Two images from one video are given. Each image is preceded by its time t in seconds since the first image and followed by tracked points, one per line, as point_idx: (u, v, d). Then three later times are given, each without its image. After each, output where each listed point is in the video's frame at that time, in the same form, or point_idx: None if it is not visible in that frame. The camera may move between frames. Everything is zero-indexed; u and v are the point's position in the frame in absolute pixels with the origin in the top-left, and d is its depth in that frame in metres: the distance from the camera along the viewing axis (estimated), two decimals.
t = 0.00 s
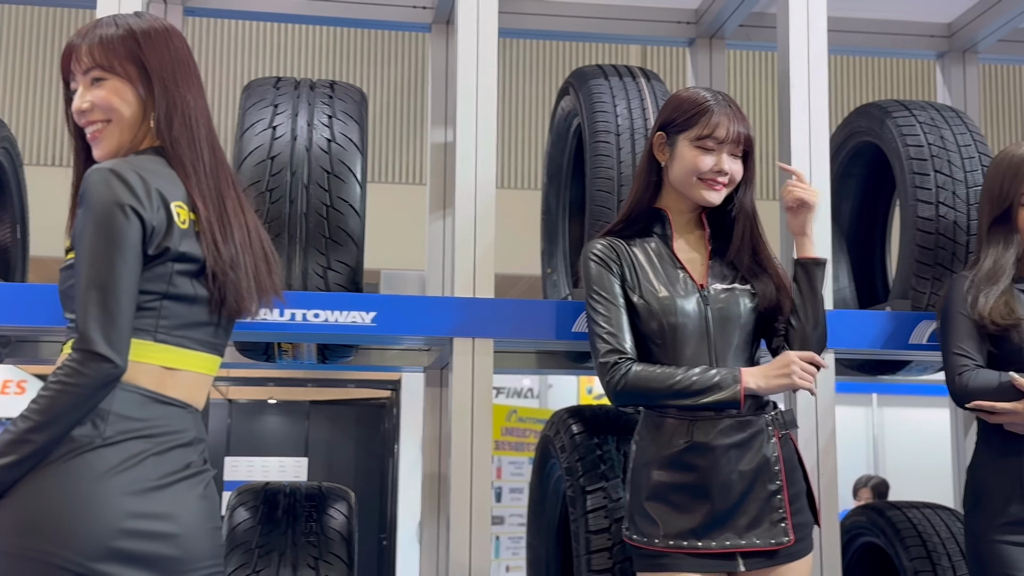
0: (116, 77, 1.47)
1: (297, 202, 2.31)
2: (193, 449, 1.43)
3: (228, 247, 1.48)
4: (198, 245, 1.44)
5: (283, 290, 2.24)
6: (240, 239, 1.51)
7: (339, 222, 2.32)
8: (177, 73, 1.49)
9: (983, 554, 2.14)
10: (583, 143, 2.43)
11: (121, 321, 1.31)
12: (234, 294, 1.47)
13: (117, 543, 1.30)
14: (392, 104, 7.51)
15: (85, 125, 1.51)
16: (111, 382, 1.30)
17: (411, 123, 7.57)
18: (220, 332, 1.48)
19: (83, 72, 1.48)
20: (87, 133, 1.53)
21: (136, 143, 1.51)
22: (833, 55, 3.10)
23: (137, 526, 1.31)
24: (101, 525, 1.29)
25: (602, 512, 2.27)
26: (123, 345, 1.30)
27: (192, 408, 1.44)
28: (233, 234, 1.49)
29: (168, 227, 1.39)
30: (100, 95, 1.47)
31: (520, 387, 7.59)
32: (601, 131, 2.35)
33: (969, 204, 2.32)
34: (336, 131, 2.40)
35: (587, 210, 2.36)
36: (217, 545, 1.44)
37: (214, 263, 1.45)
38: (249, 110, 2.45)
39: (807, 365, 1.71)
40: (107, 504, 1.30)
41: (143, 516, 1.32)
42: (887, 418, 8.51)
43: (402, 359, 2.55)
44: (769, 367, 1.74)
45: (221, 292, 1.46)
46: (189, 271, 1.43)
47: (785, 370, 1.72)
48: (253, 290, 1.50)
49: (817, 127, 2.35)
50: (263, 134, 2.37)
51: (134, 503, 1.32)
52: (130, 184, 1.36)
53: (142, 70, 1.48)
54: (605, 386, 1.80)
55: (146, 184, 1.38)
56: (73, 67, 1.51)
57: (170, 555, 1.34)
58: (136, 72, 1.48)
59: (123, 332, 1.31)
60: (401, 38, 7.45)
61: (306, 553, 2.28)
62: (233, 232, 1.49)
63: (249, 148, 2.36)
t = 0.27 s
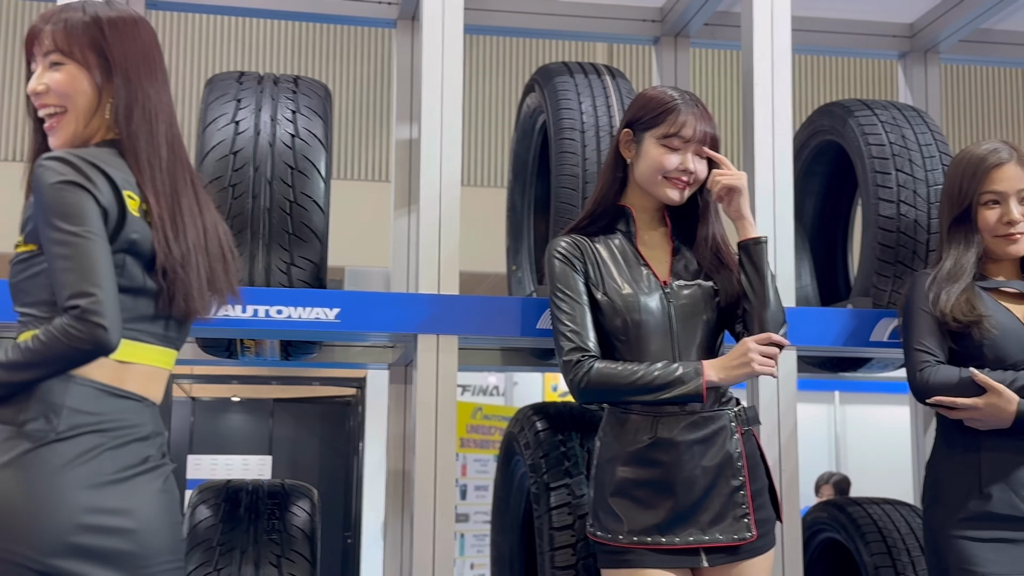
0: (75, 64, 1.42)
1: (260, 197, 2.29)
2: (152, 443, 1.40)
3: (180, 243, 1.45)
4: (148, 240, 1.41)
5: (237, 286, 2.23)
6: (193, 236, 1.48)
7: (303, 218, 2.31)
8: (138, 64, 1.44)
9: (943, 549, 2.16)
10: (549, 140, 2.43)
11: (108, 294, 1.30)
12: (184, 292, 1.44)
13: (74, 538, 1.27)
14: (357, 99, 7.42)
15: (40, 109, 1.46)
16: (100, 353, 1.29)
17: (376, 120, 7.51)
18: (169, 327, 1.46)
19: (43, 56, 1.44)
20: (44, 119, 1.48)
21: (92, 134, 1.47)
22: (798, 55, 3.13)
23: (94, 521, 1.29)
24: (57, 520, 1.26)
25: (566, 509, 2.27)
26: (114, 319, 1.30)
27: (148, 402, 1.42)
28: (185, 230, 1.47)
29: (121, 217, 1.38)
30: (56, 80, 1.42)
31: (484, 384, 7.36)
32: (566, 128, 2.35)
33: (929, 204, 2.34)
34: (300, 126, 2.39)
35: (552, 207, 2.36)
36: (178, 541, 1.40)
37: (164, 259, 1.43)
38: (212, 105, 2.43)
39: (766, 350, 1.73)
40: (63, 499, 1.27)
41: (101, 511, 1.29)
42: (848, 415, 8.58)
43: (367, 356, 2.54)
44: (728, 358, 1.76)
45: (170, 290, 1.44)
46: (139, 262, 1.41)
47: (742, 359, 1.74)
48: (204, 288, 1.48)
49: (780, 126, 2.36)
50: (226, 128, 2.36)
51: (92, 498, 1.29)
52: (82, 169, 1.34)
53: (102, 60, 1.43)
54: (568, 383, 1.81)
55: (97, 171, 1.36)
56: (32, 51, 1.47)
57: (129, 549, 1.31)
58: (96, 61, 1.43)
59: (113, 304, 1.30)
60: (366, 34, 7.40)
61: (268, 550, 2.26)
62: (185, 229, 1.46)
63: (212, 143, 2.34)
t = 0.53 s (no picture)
0: (31, 58, 1.39)
1: (223, 191, 2.27)
2: (99, 437, 1.38)
3: (138, 237, 1.43)
4: (107, 234, 1.40)
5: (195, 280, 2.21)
6: (151, 227, 1.46)
7: (266, 212, 2.29)
8: (95, 57, 1.42)
9: (906, 544, 2.17)
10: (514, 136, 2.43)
11: (70, 289, 1.29)
12: (143, 285, 1.43)
13: (19, 534, 1.25)
14: (322, 95, 7.36)
15: None
16: (62, 348, 1.29)
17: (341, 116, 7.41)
18: (125, 321, 1.45)
19: None
20: None
21: (49, 127, 1.44)
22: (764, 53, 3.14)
23: (39, 516, 1.27)
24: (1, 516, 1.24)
25: (530, 504, 2.27)
26: (77, 314, 1.29)
27: (97, 397, 1.39)
28: (144, 223, 1.45)
29: (77, 209, 1.35)
30: (12, 76, 1.39)
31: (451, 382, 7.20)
32: (531, 123, 2.35)
33: (891, 200, 2.36)
34: (263, 120, 2.37)
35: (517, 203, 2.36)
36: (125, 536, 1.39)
37: (122, 253, 1.41)
38: (173, 98, 2.41)
39: (729, 345, 1.73)
40: (7, 494, 1.25)
41: (46, 507, 1.28)
42: (812, 411, 8.28)
43: (331, 352, 2.52)
44: (692, 354, 1.76)
45: (129, 283, 1.43)
46: (95, 257, 1.39)
47: (706, 353, 1.74)
48: (162, 280, 1.47)
49: (744, 123, 2.37)
50: (188, 121, 2.33)
51: (37, 494, 1.27)
52: (40, 161, 1.31)
53: (58, 52, 1.40)
54: (535, 378, 1.81)
55: (53, 162, 1.33)
56: None
57: (74, 545, 1.30)
58: (52, 54, 1.40)
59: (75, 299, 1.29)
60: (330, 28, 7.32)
61: (231, 547, 2.25)
62: (144, 221, 1.44)
63: (174, 136, 2.32)
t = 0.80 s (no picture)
0: None
1: (185, 184, 2.25)
2: (50, 433, 1.36)
3: (92, 229, 1.41)
4: (59, 226, 1.37)
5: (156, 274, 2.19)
6: (105, 219, 1.44)
7: (229, 205, 2.27)
8: (47, 46, 1.39)
9: (868, 537, 2.18)
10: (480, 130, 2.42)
11: (17, 283, 1.26)
12: (97, 278, 1.41)
13: None
14: (286, 90, 7.32)
15: None
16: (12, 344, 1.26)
17: (307, 109, 7.36)
18: (78, 316, 1.43)
19: None
20: None
21: None
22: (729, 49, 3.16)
23: None
24: None
25: (496, 499, 2.27)
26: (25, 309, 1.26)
27: (50, 393, 1.38)
28: (98, 214, 1.42)
29: (26, 202, 1.33)
30: None
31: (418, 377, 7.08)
32: (498, 117, 2.34)
33: (856, 196, 2.37)
34: (227, 112, 2.35)
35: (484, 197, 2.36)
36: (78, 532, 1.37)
37: (75, 246, 1.38)
38: (135, 89, 2.38)
39: (705, 337, 1.74)
40: None
41: None
42: (777, 407, 8.38)
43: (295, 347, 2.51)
44: (667, 346, 1.76)
45: (82, 276, 1.40)
46: (47, 250, 1.37)
47: (681, 347, 1.75)
48: (116, 272, 1.44)
49: (709, 120, 2.38)
50: (150, 113, 2.31)
51: None
52: None
53: (9, 41, 1.38)
54: (507, 371, 1.78)
55: None
56: None
57: (26, 541, 1.27)
58: (3, 43, 1.38)
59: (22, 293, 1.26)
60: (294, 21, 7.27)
61: (193, 542, 2.24)
62: (97, 213, 1.42)
63: (135, 129, 2.30)
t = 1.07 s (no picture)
0: None
1: (148, 176, 2.23)
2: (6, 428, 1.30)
3: (51, 218, 1.35)
4: (15, 215, 1.31)
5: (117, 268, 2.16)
6: (65, 206, 1.38)
7: (193, 198, 2.25)
8: None
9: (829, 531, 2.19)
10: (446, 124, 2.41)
11: None
12: (58, 267, 1.34)
13: None
14: (252, 84, 7.28)
15: None
16: None
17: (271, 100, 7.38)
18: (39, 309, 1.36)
19: None
20: None
21: None
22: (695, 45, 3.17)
23: None
24: None
25: (462, 494, 2.27)
26: None
27: (7, 388, 1.32)
28: (58, 201, 1.36)
29: None
30: None
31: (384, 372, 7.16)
32: (464, 111, 2.34)
33: (821, 192, 2.39)
34: (190, 104, 2.32)
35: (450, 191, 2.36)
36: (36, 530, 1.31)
37: (34, 236, 1.32)
38: (97, 80, 2.36)
39: (697, 333, 1.72)
40: None
41: None
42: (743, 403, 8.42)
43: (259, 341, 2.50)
44: (659, 339, 1.72)
45: (43, 268, 1.34)
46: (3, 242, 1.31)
47: (673, 342, 1.71)
48: (78, 262, 1.38)
49: (676, 116, 2.38)
50: (112, 105, 2.29)
51: None
52: None
53: None
54: (495, 361, 1.74)
55: None
56: None
57: None
58: None
59: None
60: (260, 15, 7.26)
61: (155, 538, 2.23)
62: (56, 200, 1.36)
63: (98, 120, 2.27)
